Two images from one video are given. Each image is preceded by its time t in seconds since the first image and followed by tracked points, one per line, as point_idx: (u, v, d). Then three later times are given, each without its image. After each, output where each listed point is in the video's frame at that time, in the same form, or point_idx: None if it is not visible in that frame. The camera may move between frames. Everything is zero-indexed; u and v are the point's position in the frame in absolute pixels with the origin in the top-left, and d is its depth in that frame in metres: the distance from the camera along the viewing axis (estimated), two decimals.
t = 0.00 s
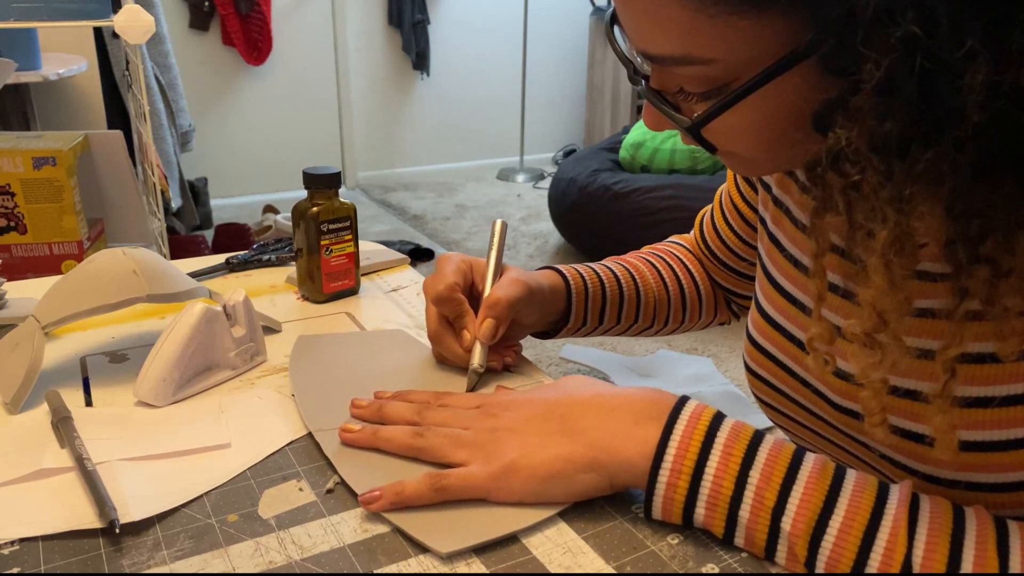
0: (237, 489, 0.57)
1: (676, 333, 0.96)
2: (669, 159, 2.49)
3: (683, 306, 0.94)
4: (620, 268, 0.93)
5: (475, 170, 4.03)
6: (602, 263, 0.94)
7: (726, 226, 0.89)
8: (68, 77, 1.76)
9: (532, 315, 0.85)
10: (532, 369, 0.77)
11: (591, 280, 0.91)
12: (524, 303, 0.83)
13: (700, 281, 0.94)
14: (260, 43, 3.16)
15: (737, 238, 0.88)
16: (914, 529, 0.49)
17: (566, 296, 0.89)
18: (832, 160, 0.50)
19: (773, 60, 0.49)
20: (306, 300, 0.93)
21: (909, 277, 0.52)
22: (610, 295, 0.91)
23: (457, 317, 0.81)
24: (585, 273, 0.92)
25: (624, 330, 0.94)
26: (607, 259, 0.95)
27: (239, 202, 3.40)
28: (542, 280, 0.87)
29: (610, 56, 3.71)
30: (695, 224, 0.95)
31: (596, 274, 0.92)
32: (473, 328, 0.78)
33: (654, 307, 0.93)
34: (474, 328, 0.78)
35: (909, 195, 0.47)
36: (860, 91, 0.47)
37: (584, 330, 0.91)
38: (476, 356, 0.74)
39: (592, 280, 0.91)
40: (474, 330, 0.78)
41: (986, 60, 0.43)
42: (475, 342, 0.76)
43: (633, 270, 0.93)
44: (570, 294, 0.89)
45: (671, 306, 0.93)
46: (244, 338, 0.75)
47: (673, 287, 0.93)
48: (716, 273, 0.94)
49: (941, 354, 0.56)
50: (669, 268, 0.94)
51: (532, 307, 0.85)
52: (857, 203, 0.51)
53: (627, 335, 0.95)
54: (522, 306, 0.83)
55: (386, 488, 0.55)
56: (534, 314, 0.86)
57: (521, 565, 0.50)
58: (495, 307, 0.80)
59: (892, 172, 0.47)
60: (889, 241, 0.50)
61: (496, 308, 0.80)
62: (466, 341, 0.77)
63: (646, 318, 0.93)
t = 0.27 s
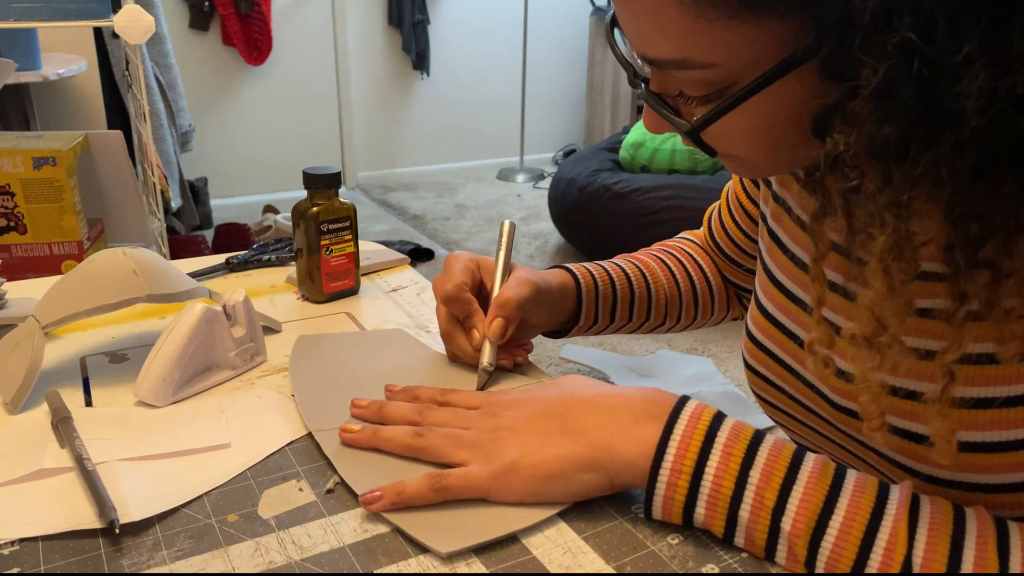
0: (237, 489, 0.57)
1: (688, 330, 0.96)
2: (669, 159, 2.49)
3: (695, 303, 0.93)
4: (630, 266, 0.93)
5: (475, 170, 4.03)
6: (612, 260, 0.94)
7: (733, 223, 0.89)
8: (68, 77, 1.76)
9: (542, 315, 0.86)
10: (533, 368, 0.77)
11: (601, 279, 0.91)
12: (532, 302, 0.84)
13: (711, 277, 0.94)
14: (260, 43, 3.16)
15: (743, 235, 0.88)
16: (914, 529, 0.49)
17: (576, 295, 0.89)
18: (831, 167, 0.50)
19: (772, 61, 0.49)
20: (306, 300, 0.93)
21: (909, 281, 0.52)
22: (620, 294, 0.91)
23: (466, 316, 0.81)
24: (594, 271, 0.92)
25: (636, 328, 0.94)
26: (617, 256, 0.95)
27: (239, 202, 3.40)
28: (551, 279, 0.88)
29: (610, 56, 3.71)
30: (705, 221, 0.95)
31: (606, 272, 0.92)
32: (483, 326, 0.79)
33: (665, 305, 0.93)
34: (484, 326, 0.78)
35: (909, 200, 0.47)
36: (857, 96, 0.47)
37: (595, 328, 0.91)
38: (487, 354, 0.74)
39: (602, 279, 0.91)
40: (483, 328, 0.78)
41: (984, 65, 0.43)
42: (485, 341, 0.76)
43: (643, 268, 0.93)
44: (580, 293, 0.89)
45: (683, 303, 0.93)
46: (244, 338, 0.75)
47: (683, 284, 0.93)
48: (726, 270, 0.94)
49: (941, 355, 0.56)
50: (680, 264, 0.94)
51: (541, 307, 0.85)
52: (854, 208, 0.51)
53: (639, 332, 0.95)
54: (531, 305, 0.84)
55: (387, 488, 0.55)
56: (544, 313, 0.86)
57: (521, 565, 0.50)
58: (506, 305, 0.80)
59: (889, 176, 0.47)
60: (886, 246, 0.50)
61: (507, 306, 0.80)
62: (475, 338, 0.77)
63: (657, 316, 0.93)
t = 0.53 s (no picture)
0: (237, 489, 0.57)
1: (693, 323, 0.96)
2: (669, 159, 2.49)
3: (698, 295, 0.93)
4: (632, 259, 0.93)
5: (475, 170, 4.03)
6: (614, 254, 0.94)
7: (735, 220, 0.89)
8: (68, 77, 1.76)
9: (547, 307, 0.86)
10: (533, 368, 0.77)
11: (602, 273, 0.91)
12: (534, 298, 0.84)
13: (713, 269, 0.94)
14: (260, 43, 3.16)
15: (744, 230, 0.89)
16: (914, 529, 0.49)
17: (578, 289, 0.89)
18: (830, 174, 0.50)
19: (772, 64, 0.49)
20: (306, 300, 0.93)
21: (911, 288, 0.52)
22: (622, 287, 0.91)
23: (470, 313, 0.81)
24: (596, 265, 0.92)
25: (639, 321, 0.94)
26: (620, 249, 0.95)
27: (239, 202, 3.40)
28: (553, 273, 0.88)
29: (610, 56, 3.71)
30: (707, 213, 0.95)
31: (608, 266, 0.92)
32: (488, 321, 0.79)
33: (668, 298, 0.93)
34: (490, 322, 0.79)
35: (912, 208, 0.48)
36: (858, 104, 0.47)
37: (598, 321, 0.92)
38: (493, 351, 0.75)
39: (603, 273, 0.91)
40: (490, 324, 0.79)
41: (983, 74, 0.43)
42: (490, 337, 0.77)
43: (645, 261, 0.93)
44: (583, 287, 0.90)
45: (687, 295, 0.93)
46: (244, 338, 0.75)
47: (686, 276, 0.93)
48: (730, 262, 0.94)
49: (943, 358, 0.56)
50: (683, 257, 0.94)
51: (543, 301, 0.85)
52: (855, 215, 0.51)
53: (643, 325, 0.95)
54: (535, 298, 0.84)
55: (387, 488, 0.55)
56: (549, 306, 0.86)
57: (521, 565, 0.50)
58: (509, 299, 0.81)
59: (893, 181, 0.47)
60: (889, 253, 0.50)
61: (510, 299, 0.81)
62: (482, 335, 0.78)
63: (661, 309, 0.93)
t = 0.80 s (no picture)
0: (237, 489, 0.57)
1: (694, 320, 0.96)
2: (669, 159, 2.49)
3: (700, 293, 0.93)
4: (633, 257, 0.93)
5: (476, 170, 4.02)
6: (615, 252, 0.94)
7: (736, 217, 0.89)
8: (68, 77, 1.76)
9: (552, 305, 0.87)
10: (533, 367, 0.77)
11: (603, 271, 0.91)
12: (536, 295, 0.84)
13: (714, 266, 0.94)
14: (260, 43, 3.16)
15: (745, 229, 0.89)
16: (914, 529, 0.49)
17: (578, 287, 0.89)
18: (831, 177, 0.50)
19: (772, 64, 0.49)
20: (306, 300, 0.93)
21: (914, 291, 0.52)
22: (623, 285, 0.91)
23: (477, 312, 0.81)
24: (597, 263, 0.92)
25: (641, 319, 0.94)
26: (621, 247, 0.95)
27: (239, 202, 3.40)
28: (554, 272, 0.88)
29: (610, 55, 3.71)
30: (709, 212, 0.95)
31: (608, 263, 0.92)
32: (496, 319, 0.80)
33: (669, 296, 0.93)
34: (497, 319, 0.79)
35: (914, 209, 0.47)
36: (859, 107, 0.47)
37: (599, 319, 0.92)
38: (501, 347, 0.75)
39: (604, 271, 0.91)
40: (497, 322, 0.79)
41: (985, 77, 0.43)
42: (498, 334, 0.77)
43: (647, 259, 0.93)
44: (584, 285, 0.90)
45: (688, 293, 0.93)
46: (244, 338, 0.75)
47: (688, 274, 0.93)
48: (732, 261, 0.94)
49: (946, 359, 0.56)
50: (684, 255, 0.94)
51: (545, 299, 0.86)
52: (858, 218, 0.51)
53: (644, 322, 0.95)
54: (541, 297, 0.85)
55: (387, 489, 0.55)
56: (553, 304, 0.87)
57: (521, 565, 0.50)
58: (515, 295, 0.81)
59: (896, 184, 0.47)
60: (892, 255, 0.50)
61: (515, 295, 0.81)
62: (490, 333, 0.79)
63: (662, 307, 0.93)
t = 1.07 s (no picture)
0: (237, 489, 0.57)
1: (699, 319, 0.96)
2: (669, 159, 2.49)
3: (705, 292, 0.93)
4: (638, 256, 0.93)
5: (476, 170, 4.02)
6: (621, 251, 0.94)
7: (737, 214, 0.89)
8: (68, 77, 1.76)
9: (557, 305, 0.88)
10: (534, 368, 0.77)
11: (608, 269, 0.91)
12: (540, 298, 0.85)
13: (719, 265, 0.94)
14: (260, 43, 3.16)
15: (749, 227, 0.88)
16: (914, 529, 0.49)
17: (583, 285, 0.89)
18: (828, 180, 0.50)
19: (771, 65, 0.49)
20: (306, 300, 0.93)
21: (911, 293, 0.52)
22: (627, 284, 0.91)
23: (486, 309, 0.82)
24: (602, 262, 0.92)
25: (647, 318, 0.94)
26: (627, 247, 0.95)
27: (239, 202, 3.40)
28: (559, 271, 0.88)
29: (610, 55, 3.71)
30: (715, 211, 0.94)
31: (613, 263, 0.92)
32: (506, 315, 0.81)
33: (675, 295, 0.93)
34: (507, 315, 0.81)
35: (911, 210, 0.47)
36: (856, 109, 0.47)
37: (604, 318, 0.92)
38: (512, 345, 0.76)
39: (609, 269, 0.91)
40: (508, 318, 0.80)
41: (981, 79, 0.43)
42: (509, 333, 0.78)
43: (652, 258, 0.93)
44: (588, 283, 0.90)
45: (693, 291, 0.93)
46: (244, 338, 0.76)
47: (693, 273, 0.93)
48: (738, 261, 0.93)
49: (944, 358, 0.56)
50: (690, 254, 0.94)
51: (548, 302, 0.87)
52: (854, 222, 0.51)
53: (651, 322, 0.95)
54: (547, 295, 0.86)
55: (387, 490, 0.54)
56: (558, 304, 0.88)
57: (521, 565, 0.50)
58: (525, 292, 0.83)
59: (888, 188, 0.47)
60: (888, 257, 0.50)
61: (524, 293, 0.83)
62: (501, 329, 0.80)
63: (667, 306, 0.93)
